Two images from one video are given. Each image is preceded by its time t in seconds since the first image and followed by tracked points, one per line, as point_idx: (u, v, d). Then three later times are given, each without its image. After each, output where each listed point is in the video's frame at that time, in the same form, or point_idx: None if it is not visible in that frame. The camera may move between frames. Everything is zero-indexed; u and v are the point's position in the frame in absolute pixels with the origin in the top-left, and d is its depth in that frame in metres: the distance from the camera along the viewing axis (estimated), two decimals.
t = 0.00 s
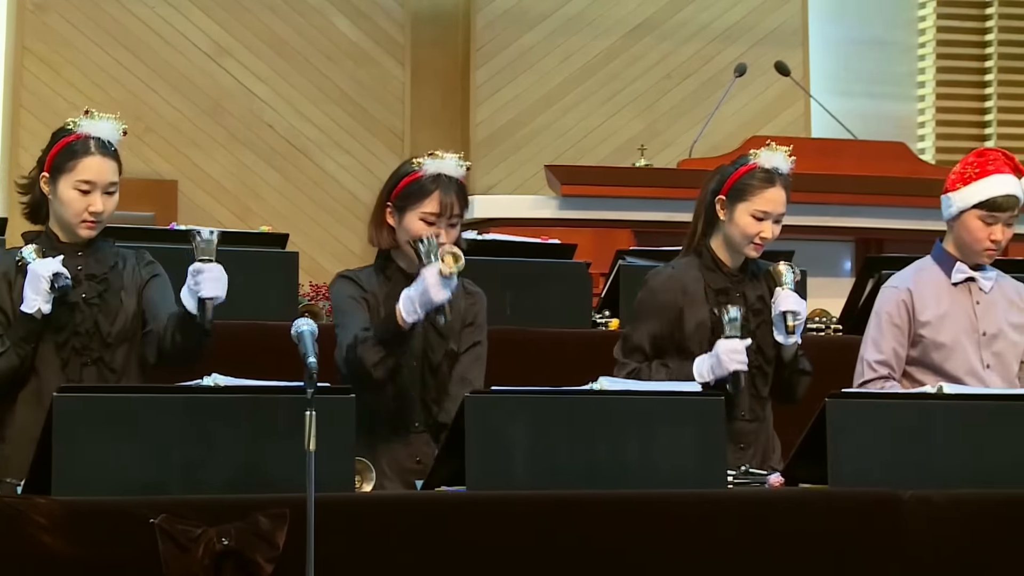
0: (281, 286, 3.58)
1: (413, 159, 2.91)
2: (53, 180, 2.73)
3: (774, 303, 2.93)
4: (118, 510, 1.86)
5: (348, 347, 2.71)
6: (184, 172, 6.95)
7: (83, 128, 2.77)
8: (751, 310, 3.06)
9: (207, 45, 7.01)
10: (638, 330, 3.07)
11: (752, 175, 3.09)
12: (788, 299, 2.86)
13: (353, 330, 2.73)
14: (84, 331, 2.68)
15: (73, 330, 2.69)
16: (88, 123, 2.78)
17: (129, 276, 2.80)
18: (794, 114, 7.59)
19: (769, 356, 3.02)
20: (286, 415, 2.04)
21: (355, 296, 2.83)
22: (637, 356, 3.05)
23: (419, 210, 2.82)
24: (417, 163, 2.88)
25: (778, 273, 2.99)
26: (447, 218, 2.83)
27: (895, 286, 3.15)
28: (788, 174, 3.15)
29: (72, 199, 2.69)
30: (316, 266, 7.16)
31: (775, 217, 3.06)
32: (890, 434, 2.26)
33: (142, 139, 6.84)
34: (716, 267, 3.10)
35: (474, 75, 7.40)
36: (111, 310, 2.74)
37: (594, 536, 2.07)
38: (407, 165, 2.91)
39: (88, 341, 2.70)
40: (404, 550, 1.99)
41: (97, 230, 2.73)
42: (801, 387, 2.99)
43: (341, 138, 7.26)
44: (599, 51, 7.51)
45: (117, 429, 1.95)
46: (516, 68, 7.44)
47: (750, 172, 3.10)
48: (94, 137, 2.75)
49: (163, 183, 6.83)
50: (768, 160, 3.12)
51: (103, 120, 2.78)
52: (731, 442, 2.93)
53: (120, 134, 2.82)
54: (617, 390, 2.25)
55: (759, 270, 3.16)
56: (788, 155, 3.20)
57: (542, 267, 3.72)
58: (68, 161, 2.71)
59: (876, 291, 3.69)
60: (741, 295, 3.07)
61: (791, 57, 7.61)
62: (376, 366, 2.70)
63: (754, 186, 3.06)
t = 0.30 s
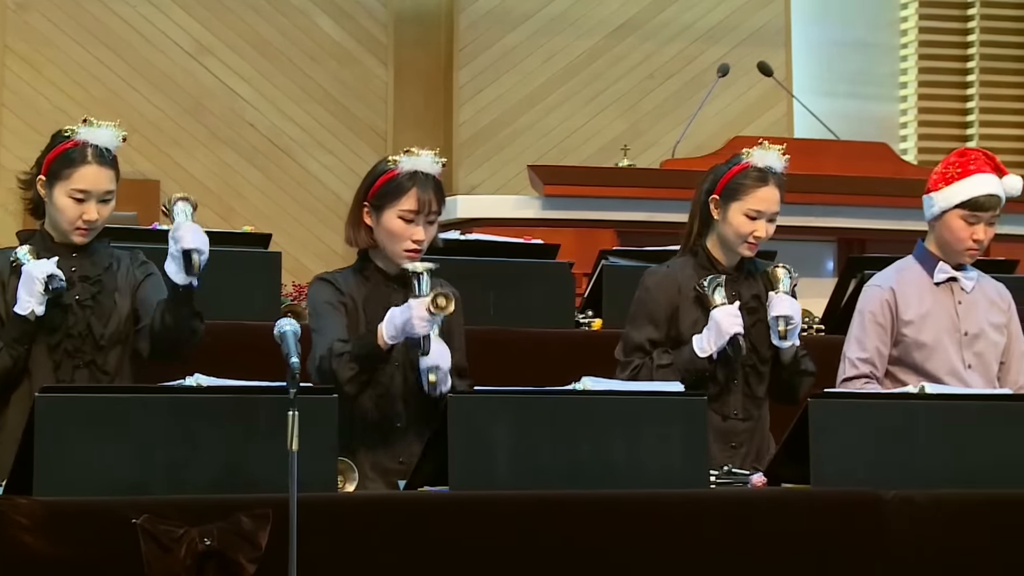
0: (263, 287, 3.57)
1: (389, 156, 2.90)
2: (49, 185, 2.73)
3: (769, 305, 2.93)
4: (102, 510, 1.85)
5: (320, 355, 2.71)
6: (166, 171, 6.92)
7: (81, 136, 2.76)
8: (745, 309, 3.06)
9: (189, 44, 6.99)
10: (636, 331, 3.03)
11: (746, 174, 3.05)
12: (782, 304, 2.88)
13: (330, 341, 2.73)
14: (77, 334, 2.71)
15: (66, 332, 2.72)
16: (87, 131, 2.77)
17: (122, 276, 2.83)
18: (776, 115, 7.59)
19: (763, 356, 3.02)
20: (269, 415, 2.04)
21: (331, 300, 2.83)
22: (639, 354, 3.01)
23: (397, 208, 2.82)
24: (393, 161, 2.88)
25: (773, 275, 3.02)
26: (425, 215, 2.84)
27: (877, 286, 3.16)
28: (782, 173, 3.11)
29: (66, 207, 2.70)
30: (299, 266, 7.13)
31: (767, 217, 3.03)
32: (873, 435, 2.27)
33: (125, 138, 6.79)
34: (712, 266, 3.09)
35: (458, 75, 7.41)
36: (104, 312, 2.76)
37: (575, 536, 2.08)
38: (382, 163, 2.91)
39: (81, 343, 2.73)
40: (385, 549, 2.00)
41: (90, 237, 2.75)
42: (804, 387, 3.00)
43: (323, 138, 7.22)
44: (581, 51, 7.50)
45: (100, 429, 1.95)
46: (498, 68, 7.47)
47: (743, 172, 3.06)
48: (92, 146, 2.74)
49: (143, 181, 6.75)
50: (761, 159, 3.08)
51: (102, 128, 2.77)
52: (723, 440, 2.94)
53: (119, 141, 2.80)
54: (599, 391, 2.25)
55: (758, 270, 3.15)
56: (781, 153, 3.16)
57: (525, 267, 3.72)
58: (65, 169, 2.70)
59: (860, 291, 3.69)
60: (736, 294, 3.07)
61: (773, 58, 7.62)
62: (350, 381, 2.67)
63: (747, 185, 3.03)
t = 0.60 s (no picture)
0: (242, 287, 3.57)
1: (368, 156, 2.88)
2: (34, 184, 2.74)
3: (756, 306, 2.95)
4: (81, 512, 1.85)
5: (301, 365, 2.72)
6: (146, 172, 6.79)
7: (64, 133, 2.78)
8: (734, 312, 3.05)
9: (170, 45, 6.86)
10: (624, 332, 3.03)
11: (735, 176, 3.04)
12: (769, 302, 2.90)
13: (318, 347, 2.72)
14: (63, 338, 2.74)
15: (53, 336, 2.75)
16: (70, 128, 2.79)
17: (112, 280, 2.84)
18: (756, 115, 7.60)
19: (752, 358, 3.01)
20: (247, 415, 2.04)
21: (318, 303, 2.83)
22: (625, 355, 3.00)
23: (377, 209, 2.79)
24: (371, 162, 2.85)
25: (764, 276, 3.03)
26: (404, 216, 2.81)
27: (855, 287, 3.16)
28: (773, 175, 3.11)
29: (51, 205, 2.71)
30: (279, 266, 7.02)
31: (758, 218, 3.02)
32: (851, 434, 2.28)
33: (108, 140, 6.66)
34: (702, 267, 3.09)
35: (436, 76, 7.34)
36: (92, 316, 2.79)
37: (556, 537, 2.08)
38: (362, 163, 2.88)
39: (67, 347, 2.75)
40: (366, 549, 2.00)
41: (77, 235, 2.75)
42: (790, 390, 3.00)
43: (304, 138, 7.12)
44: (562, 51, 7.49)
45: (78, 429, 1.95)
46: (478, 69, 7.41)
47: (733, 174, 3.05)
48: (76, 142, 2.76)
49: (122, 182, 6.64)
50: (752, 160, 3.07)
51: (85, 124, 2.79)
52: (709, 441, 2.93)
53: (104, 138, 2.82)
54: (578, 390, 2.25)
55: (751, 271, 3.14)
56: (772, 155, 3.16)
57: (505, 266, 3.71)
58: (48, 166, 2.71)
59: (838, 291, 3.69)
60: (723, 297, 3.06)
61: (754, 58, 7.62)
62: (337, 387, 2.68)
63: (737, 187, 3.02)
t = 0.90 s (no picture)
0: (221, 287, 3.56)
1: (352, 154, 2.90)
2: (17, 179, 2.76)
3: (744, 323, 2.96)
4: (59, 512, 1.84)
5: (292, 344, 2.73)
6: (121, 170, 6.70)
7: (45, 126, 2.82)
8: (716, 312, 3.04)
9: (146, 43, 6.78)
10: (605, 330, 3.03)
11: (722, 177, 3.06)
12: (760, 320, 2.91)
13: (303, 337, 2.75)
14: (50, 338, 2.75)
15: (39, 335, 2.76)
16: (51, 121, 2.84)
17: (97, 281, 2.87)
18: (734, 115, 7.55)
19: (733, 359, 3.01)
20: (226, 414, 2.03)
21: (304, 300, 2.81)
22: (604, 352, 3.00)
23: (362, 206, 2.81)
24: (356, 160, 2.88)
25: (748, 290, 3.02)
26: (390, 213, 2.83)
27: (832, 287, 3.18)
28: (759, 177, 3.12)
29: (35, 198, 2.72)
30: (258, 267, 6.92)
31: (742, 220, 3.03)
32: (829, 435, 2.29)
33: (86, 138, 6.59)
34: (684, 267, 3.09)
35: (416, 75, 7.26)
36: (78, 316, 2.81)
37: (538, 537, 2.08)
38: (346, 163, 2.91)
39: (54, 347, 2.76)
40: (347, 550, 1.99)
41: (63, 230, 2.76)
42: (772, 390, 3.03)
43: (281, 138, 7.03)
44: (541, 51, 7.43)
45: (56, 430, 1.94)
46: (455, 69, 7.33)
47: (720, 175, 3.07)
48: (57, 134, 2.80)
49: (97, 182, 6.54)
50: (738, 163, 3.09)
51: (66, 117, 2.85)
52: (688, 442, 2.93)
53: (83, 133, 2.88)
54: (556, 390, 2.25)
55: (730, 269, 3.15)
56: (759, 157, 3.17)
57: (484, 267, 3.71)
58: (30, 159, 2.74)
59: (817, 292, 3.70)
60: (706, 296, 3.06)
61: (731, 59, 7.60)
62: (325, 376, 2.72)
63: (722, 189, 3.03)
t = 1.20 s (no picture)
0: (197, 287, 3.56)
1: (336, 152, 2.92)
2: None
3: (719, 317, 2.96)
4: (33, 513, 1.84)
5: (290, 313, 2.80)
6: (100, 172, 6.70)
7: (24, 119, 2.81)
8: (692, 312, 3.04)
9: (122, 44, 6.75)
10: (583, 331, 3.03)
11: (696, 177, 3.04)
12: (734, 315, 2.91)
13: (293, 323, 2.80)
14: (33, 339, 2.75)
15: (23, 336, 2.76)
16: (29, 114, 2.83)
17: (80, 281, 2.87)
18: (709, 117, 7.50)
19: (710, 359, 3.02)
20: (203, 415, 2.03)
21: (293, 293, 2.85)
22: (584, 352, 3.00)
23: (346, 203, 2.83)
24: (340, 157, 2.90)
25: (725, 286, 3.03)
26: (375, 209, 2.84)
27: (803, 286, 3.21)
28: (734, 175, 3.11)
29: (17, 190, 2.71)
30: (233, 267, 6.90)
31: (718, 218, 3.01)
32: (804, 435, 2.29)
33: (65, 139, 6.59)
34: (660, 267, 3.09)
35: (391, 75, 7.16)
36: (62, 317, 2.81)
37: (515, 537, 2.09)
38: (331, 159, 2.92)
39: (37, 348, 2.76)
40: (323, 550, 1.99)
41: (47, 223, 2.76)
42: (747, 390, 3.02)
43: (257, 137, 7.00)
44: (517, 51, 7.35)
45: (31, 431, 1.93)
46: (431, 69, 7.23)
47: (694, 175, 3.05)
48: (37, 127, 2.79)
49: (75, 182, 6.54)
50: (712, 160, 3.08)
51: (45, 111, 2.84)
52: (664, 440, 2.93)
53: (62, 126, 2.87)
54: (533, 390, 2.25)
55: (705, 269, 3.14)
56: (732, 154, 3.16)
57: (461, 267, 3.71)
58: (10, 152, 2.74)
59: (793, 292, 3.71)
60: (682, 296, 3.06)
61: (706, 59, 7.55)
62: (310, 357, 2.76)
63: (697, 188, 3.02)
